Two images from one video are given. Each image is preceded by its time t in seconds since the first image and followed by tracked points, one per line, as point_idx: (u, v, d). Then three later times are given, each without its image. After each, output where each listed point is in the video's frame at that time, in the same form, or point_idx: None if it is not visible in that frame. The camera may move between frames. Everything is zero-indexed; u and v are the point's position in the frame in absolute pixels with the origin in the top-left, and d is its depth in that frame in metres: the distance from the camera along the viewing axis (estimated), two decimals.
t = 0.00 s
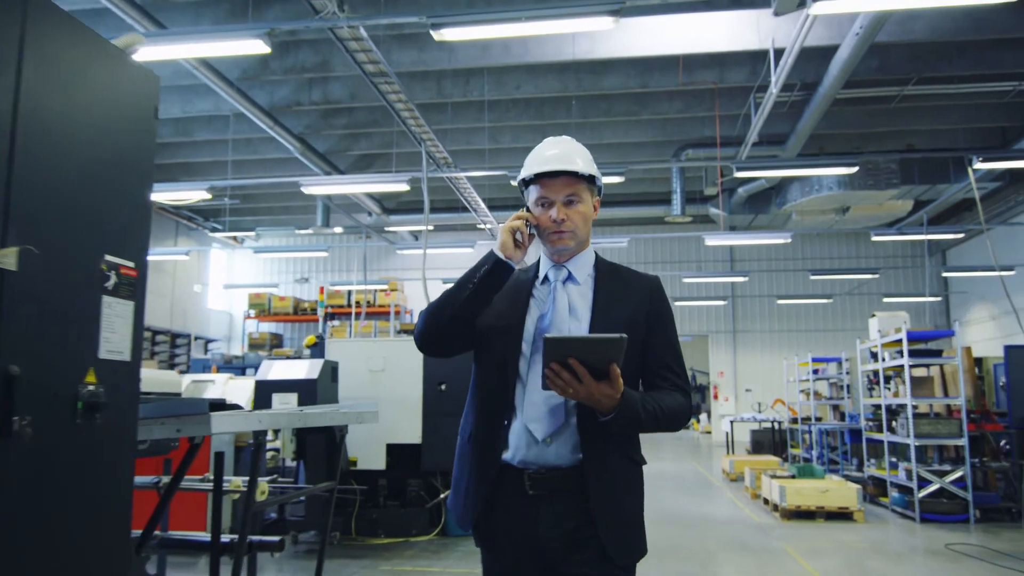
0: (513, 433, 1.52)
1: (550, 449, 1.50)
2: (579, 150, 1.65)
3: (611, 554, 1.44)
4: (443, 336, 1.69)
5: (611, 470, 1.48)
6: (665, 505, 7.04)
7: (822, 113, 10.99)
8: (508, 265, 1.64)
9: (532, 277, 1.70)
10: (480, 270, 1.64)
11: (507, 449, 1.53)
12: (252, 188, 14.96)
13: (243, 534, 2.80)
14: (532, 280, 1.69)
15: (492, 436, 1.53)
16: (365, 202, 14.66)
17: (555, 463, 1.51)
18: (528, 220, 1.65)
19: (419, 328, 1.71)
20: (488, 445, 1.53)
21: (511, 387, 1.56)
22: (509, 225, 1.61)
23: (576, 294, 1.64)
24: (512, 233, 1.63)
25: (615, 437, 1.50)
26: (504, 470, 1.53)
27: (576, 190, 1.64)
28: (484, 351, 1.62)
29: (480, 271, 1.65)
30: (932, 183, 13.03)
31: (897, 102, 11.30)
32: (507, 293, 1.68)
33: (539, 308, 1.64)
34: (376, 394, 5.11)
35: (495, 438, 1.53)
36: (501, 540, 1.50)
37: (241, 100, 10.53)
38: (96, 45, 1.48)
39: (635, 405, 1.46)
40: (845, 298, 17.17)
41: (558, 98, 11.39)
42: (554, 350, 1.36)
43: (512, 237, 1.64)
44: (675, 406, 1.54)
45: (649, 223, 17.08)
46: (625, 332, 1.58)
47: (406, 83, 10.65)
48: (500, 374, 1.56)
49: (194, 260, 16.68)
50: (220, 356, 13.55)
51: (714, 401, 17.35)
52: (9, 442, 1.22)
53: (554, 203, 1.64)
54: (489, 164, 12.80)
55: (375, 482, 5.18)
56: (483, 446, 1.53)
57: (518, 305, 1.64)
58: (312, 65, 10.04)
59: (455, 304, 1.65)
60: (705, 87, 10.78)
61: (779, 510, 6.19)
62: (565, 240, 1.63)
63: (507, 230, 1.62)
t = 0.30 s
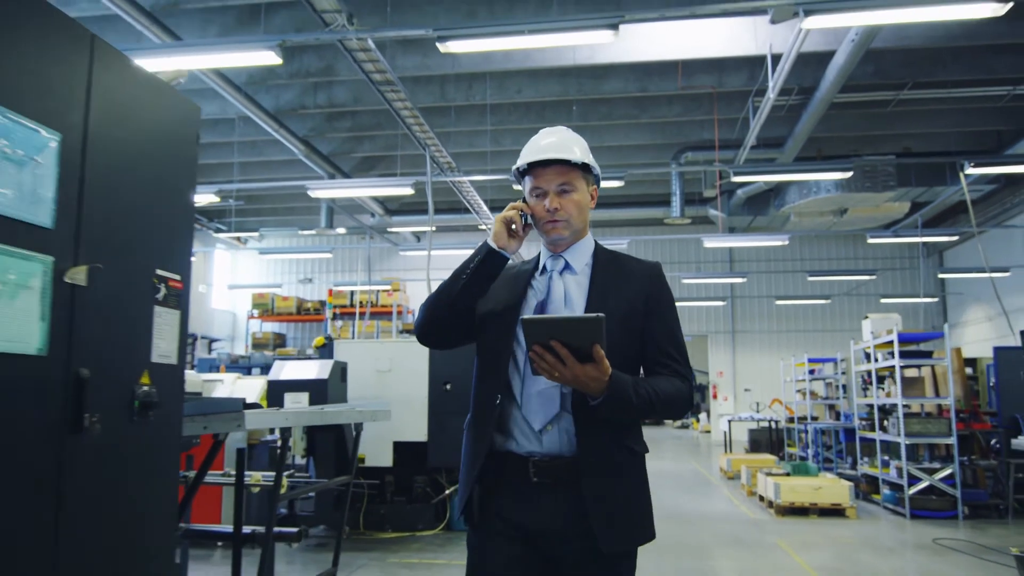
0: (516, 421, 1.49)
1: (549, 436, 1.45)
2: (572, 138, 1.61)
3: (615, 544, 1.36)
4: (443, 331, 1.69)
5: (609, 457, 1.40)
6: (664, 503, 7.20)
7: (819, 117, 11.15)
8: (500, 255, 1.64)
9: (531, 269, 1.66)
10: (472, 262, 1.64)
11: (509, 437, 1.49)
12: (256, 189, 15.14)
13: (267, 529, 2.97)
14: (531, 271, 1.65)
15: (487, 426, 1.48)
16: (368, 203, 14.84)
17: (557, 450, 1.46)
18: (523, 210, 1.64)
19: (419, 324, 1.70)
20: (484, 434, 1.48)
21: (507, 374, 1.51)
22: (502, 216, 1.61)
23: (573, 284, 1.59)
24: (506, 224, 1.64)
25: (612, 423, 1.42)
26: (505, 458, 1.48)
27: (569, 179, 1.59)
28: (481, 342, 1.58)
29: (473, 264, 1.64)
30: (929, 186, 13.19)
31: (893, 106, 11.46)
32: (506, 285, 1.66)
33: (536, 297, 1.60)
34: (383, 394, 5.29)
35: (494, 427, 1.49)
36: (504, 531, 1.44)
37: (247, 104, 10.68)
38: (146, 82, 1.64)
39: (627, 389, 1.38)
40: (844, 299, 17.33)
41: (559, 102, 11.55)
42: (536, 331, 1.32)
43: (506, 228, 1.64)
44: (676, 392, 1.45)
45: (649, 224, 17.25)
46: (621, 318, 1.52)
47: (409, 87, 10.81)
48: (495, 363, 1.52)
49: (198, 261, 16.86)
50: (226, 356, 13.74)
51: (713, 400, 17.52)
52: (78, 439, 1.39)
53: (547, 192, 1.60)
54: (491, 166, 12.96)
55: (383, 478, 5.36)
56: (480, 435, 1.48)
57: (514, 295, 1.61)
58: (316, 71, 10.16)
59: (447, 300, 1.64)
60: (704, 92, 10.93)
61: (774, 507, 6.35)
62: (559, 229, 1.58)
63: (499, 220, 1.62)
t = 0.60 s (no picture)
0: (513, 443, 1.57)
1: (547, 456, 1.54)
2: (560, 158, 1.69)
3: (613, 558, 1.46)
4: (436, 349, 1.75)
5: (604, 476, 1.49)
6: (663, 502, 7.36)
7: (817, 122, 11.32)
8: (490, 275, 1.69)
9: (524, 287, 1.74)
10: (464, 281, 1.69)
11: (506, 458, 1.57)
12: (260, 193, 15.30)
13: (290, 524, 3.17)
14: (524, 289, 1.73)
15: (487, 449, 1.57)
16: (371, 207, 15.00)
17: (555, 471, 1.54)
18: (512, 231, 1.72)
19: (414, 342, 1.76)
20: (484, 456, 1.56)
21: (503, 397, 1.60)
22: (490, 236, 1.68)
23: (564, 302, 1.67)
24: (495, 244, 1.70)
25: (606, 442, 1.51)
26: (503, 478, 1.57)
27: (557, 199, 1.67)
28: (476, 362, 1.66)
29: (463, 283, 1.70)
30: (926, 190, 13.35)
31: (890, 112, 11.62)
32: (498, 303, 1.73)
33: (529, 317, 1.68)
34: (391, 396, 5.46)
35: (491, 448, 1.58)
36: (504, 549, 1.53)
37: (253, 109, 10.83)
38: (191, 114, 1.81)
39: (620, 408, 1.46)
40: (842, 301, 17.47)
41: (560, 107, 11.71)
42: (531, 357, 1.39)
43: (496, 248, 1.70)
44: (665, 407, 1.54)
45: (649, 227, 17.41)
46: (611, 337, 1.60)
47: (412, 93, 10.98)
48: (492, 385, 1.60)
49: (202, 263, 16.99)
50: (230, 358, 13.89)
51: (713, 401, 17.67)
52: (138, 439, 1.57)
53: (536, 211, 1.68)
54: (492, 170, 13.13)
55: (390, 478, 5.52)
56: (479, 457, 1.56)
57: (507, 316, 1.69)
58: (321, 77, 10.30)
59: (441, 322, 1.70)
60: (704, 98, 11.08)
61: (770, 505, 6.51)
62: (549, 247, 1.67)
63: (488, 241, 1.68)
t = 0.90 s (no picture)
0: (493, 437, 1.54)
1: (528, 448, 1.51)
2: (535, 156, 1.68)
3: (599, 548, 1.44)
4: (412, 348, 1.73)
5: (587, 469, 1.48)
6: (663, 500, 7.52)
7: (814, 126, 11.50)
8: (468, 271, 1.67)
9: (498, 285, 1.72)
10: (440, 279, 1.67)
11: (485, 451, 1.55)
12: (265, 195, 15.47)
13: (309, 520, 3.38)
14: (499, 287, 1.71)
15: (467, 442, 1.54)
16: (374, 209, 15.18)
17: (537, 463, 1.52)
18: (487, 227, 1.69)
19: (389, 341, 1.73)
20: (465, 450, 1.53)
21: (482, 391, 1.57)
22: (467, 233, 1.65)
23: (542, 298, 1.65)
24: (471, 240, 1.67)
25: (586, 434, 1.50)
26: (481, 472, 1.54)
27: (533, 195, 1.66)
28: (452, 357, 1.64)
29: (440, 281, 1.67)
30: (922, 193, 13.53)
31: (886, 116, 11.80)
32: (473, 301, 1.72)
33: (505, 313, 1.67)
34: (399, 396, 5.66)
35: (470, 442, 1.54)
36: (488, 542, 1.49)
37: (259, 114, 10.99)
38: (231, 147, 2.01)
39: (601, 400, 1.46)
40: (840, 302, 17.66)
41: (561, 111, 11.88)
42: (515, 348, 1.39)
43: (471, 245, 1.67)
44: (643, 400, 1.54)
45: (650, 229, 17.62)
46: (589, 330, 1.59)
47: (415, 98, 11.15)
48: (469, 377, 1.58)
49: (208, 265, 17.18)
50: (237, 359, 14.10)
51: (713, 401, 17.88)
52: (187, 437, 1.76)
53: (512, 207, 1.66)
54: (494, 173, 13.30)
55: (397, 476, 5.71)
56: (460, 451, 1.53)
57: (484, 313, 1.67)
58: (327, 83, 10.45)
59: (418, 318, 1.68)
60: (702, 102, 11.25)
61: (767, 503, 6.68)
62: (525, 243, 1.65)
63: (464, 238, 1.66)
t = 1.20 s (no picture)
0: (481, 438, 1.58)
1: (511, 450, 1.55)
2: (532, 160, 1.72)
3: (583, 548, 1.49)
4: (404, 345, 1.75)
5: (573, 472, 1.52)
6: (665, 498, 7.66)
7: (815, 129, 11.63)
8: (463, 272, 1.71)
9: (492, 286, 1.76)
10: (436, 279, 1.70)
11: (473, 451, 1.59)
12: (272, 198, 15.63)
13: (328, 516, 3.58)
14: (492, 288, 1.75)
15: (454, 443, 1.58)
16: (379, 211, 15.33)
17: (520, 464, 1.56)
18: (483, 228, 1.70)
19: (383, 337, 1.75)
20: (453, 450, 1.57)
21: (471, 392, 1.61)
22: (464, 233, 1.68)
23: (533, 301, 1.68)
24: (466, 241, 1.69)
25: (572, 438, 1.55)
26: (468, 472, 1.59)
27: (529, 199, 1.69)
28: (444, 356, 1.68)
29: (436, 281, 1.70)
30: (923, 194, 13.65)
31: (887, 119, 11.93)
32: (467, 302, 1.75)
33: (498, 317, 1.70)
34: (409, 397, 5.83)
35: (457, 443, 1.59)
36: (475, 539, 1.55)
37: (267, 119, 11.14)
38: (262, 167, 2.18)
39: (590, 406, 1.50)
40: (842, 302, 17.78)
41: (565, 115, 12.02)
42: (509, 354, 1.43)
43: (466, 245, 1.70)
44: (630, 407, 1.58)
45: (653, 230, 17.75)
46: (579, 336, 1.63)
47: (420, 102, 11.29)
48: (460, 378, 1.62)
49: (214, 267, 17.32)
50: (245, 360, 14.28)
51: (715, 401, 18.02)
52: (224, 436, 1.93)
53: (508, 209, 1.69)
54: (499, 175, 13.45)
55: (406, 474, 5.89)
56: (448, 452, 1.57)
57: (477, 314, 1.70)
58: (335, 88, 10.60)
59: (413, 314, 1.70)
60: (704, 106, 11.38)
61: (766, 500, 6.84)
62: (520, 246, 1.68)
63: (459, 238, 1.68)
